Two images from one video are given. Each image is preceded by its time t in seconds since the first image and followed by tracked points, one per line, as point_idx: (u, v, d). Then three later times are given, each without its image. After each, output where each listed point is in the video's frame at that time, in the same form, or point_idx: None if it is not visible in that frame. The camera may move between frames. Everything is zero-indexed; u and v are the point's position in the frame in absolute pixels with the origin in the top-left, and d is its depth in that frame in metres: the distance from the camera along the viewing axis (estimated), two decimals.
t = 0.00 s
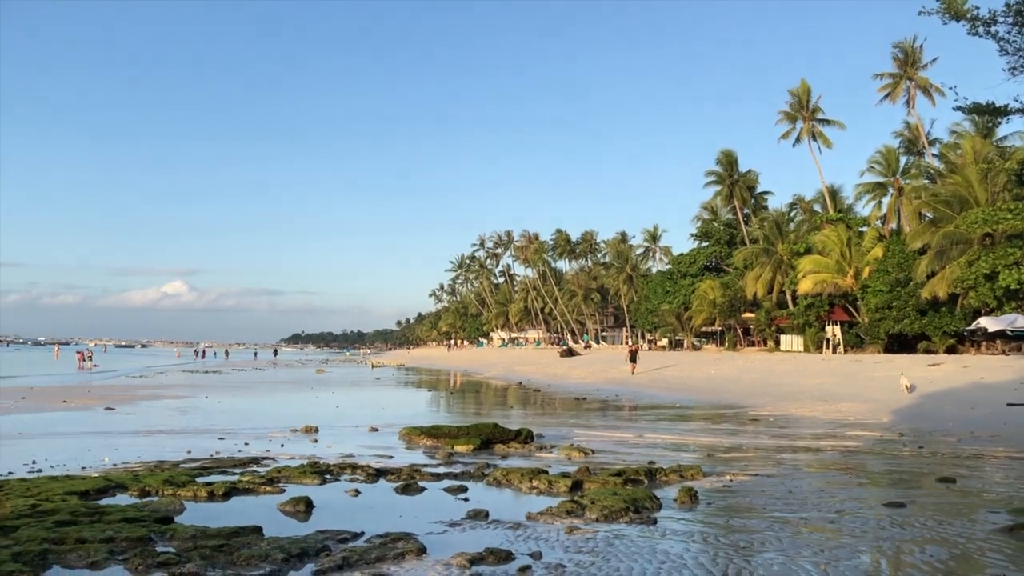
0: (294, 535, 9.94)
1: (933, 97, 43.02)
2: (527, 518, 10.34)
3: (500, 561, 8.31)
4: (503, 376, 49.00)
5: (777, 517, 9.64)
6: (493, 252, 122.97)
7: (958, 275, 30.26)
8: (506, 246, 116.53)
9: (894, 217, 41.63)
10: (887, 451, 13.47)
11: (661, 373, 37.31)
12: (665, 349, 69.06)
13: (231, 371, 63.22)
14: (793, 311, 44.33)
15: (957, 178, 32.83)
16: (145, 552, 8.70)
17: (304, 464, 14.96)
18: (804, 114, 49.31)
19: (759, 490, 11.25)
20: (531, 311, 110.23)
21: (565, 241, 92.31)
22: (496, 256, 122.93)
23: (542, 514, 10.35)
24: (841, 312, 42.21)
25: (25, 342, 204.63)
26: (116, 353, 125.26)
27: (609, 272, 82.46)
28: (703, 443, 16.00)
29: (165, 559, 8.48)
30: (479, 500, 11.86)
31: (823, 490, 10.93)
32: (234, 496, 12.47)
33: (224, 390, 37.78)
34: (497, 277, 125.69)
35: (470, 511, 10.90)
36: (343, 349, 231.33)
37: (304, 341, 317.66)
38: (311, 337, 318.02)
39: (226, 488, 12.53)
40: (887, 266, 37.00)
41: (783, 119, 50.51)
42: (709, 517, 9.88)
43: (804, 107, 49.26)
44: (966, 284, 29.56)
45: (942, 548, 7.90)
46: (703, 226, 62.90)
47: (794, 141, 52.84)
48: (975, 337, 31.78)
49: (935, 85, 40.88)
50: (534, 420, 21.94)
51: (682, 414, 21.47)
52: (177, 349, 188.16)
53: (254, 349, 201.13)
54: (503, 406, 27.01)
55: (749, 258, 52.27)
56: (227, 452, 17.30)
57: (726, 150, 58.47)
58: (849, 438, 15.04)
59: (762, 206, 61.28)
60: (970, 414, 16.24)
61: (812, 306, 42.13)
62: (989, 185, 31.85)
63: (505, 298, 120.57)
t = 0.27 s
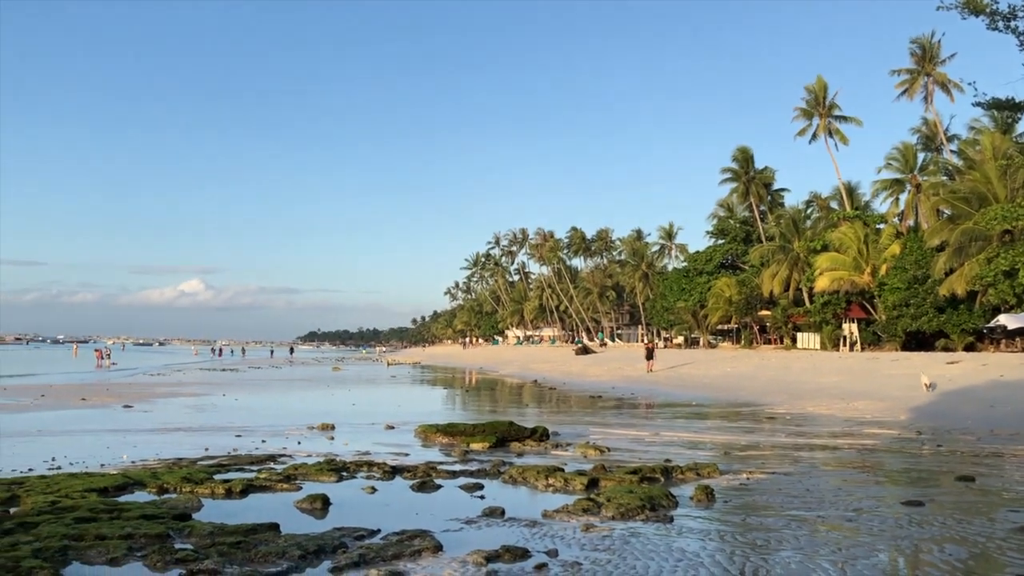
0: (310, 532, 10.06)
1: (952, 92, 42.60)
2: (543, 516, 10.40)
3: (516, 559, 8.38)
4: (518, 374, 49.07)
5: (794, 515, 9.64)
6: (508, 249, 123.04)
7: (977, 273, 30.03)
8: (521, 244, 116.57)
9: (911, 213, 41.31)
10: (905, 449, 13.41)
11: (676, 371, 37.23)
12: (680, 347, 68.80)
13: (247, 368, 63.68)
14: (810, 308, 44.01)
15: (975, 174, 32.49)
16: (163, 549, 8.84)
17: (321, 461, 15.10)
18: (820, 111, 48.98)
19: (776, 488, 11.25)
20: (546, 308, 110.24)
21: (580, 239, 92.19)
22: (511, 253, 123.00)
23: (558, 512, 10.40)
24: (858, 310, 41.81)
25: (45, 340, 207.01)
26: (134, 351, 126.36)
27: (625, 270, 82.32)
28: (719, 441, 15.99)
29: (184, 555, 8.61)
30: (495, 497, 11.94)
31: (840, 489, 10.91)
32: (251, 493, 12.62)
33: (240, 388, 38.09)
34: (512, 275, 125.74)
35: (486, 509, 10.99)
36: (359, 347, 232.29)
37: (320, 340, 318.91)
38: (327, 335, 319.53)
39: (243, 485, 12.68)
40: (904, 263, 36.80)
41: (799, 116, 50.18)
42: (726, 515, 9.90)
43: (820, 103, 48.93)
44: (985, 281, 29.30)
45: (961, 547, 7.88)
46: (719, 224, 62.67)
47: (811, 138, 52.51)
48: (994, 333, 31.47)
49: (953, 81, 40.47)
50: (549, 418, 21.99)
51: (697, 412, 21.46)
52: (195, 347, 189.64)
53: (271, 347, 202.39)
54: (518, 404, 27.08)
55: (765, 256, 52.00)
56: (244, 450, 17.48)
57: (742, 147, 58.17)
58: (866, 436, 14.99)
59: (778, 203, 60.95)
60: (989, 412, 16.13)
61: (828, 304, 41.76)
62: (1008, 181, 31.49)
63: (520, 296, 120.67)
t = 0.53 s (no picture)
0: (324, 529, 10.14)
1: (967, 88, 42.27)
2: (556, 514, 10.44)
3: (529, 557, 8.43)
4: (530, 372, 49.13)
5: (807, 514, 9.63)
6: (520, 247, 122.97)
7: (993, 271, 29.87)
8: (532, 242, 116.47)
9: (925, 210, 41.03)
10: (920, 447, 13.35)
11: (689, 369, 37.16)
12: (693, 345, 68.66)
13: (261, 366, 64.03)
14: (823, 306, 43.60)
15: (990, 171, 32.21)
16: (177, 546, 8.94)
17: (334, 459, 15.20)
18: (833, 108, 48.71)
19: (790, 486, 11.24)
20: (558, 306, 110.16)
21: (592, 237, 91.99)
22: (523, 251, 122.94)
23: (571, 510, 10.43)
24: (871, 307, 41.66)
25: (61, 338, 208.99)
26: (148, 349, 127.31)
27: (637, 268, 82.12)
28: (733, 439, 15.96)
29: (198, 552, 8.71)
30: (507, 495, 11.99)
31: (854, 487, 10.89)
32: (264, 490, 12.72)
33: (253, 386, 38.29)
34: (524, 273, 125.69)
35: (499, 506, 11.04)
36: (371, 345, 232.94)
37: (332, 338, 320.01)
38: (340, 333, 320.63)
39: (257, 483, 12.79)
40: (919, 260, 36.28)
41: (812, 112, 49.90)
42: (739, 513, 9.91)
43: (833, 100, 48.64)
44: (1000, 278, 29.10)
45: (977, 546, 7.86)
46: (732, 221, 62.41)
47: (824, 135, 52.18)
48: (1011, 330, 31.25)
49: (968, 77, 40.13)
50: (562, 416, 22.01)
51: (710, 411, 21.42)
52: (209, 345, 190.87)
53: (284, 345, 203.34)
54: (530, 402, 27.11)
55: (778, 253, 51.77)
56: (257, 447, 17.62)
57: (755, 144, 57.88)
58: (881, 434, 14.94)
59: (791, 200, 60.65)
60: (1005, 410, 16.03)
61: (842, 302, 41.51)
62: None
63: (532, 294, 120.66)
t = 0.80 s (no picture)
0: (338, 526, 10.25)
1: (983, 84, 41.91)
2: (569, 511, 10.49)
3: (543, 554, 8.49)
4: (542, 369, 49.18)
5: (822, 511, 9.64)
6: (532, 245, 122.92)
7: (1009, 268, 29.53)
8: (545, 239, 116.39)
9: (941, 207, 40.73)
10: (935, 445, 13.30)
11: (702, 367, 37.07)
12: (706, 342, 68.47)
13: (274, 364, 64.37)
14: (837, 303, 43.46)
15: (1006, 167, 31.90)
16: (193, 542, 9.07)
17: (347, 456, 15.32)
18: (847, 104, 48.40)
19: (804, 484, 11.24)
20: (571, 304, 110.11)
21: (605, 234, 91.79)
22: (535, 249, 122.90)
23: (584, 507, 10.49)
24: (886, 305, 41.36)
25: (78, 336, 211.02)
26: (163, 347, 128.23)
27: (650, 265, 81.94)
28: (746, 437, 15.95)
29: (213, 549, 8.83)
30: (520, 492, 12.06)
31: (869, 485, 10.88)
32: (279, 487, 12.85)
33: (266, 383, 38.54)
34: (537, 270, 125.67)
35: (512, 504, 11.11)
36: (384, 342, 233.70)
37: (346, 336, 321.25)
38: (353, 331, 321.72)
39: (271, 480, 12.92)
40: (934, 258, 36.32)
41: (826, 108, 49.61)
42: (752, 511, 9.93)
43: (847, 96, 48.34)
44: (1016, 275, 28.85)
45: (993, 545, 7.85)
46: (745, 219, 62.14)
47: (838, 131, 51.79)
48: None
49: (984, 73, 39.76)
50: (574, 414, 22.04)
51: (723, 408, 21.40)
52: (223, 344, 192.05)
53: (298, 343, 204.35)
54: (543, 400, 27.17)
55: (792, 250, 51.53)
56: (271, 444, 17.78)
57: (768, 141, 57.57)
58: (896, 432, 14.88)
59: (805, 197, 60.34)
60: (1022, 408, 15.92)
61: (856, 299, 41.46)
62: None
63: (545, 292, 120.63)
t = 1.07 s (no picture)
0: (351, 524, 10.35)
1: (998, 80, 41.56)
2: (582, 509, 10.54)
3: (556, 552, 8.55)
4: (554, 367, 49.23)
5: (836, 509, 9.64)
6: (544, 243, 122.89)
7: None
8: (557, 237, 116.34)
9: (956, 204, 40.40)
10: (951, 443, 13.25)
11: (714, 365, 37.00)
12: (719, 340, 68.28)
13: (288, 363, 64.66)
14: (851, 301, 43.02)
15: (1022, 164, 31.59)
16: (207, 539, 9.19)
17: (361, 454, 15.44)
18: (861, 101, 48.10)
19: (818, 482, 11.24)
20: (583, 302, 110.06)
21: (617, 232, 91.61)
22: (548, 247, 122.87)
23: (597, 505, 10.54)
24: (900, 303, 40.73)
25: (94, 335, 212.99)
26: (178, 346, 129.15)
27: (662, 263, 81.75)
28: (760, 434, 15.94)
29: (228, 546, 8.94)
30: (534, 490, 12.12)
31: (884, 483, 10.86)
32: (293, 485, 12.98)
33: (280, 381, 38.80)
34: (549, 268, 125.64)
35: (525, 501, 11.18)
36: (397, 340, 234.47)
37: (359, 334, 322.36)
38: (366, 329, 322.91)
39: (285, 477, 13.05)
40: (949, 255, 36.11)
41: (840, 105, 49.33)
42: (766, 509, 9.94)
43: (861, 93, 48.04)
44: None
45: (1010, 543, 7.84)
46: (758, 216, 61.86)
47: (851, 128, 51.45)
48: None
49: (999, 68, 39.41)
50: (588, 411, 22.07)
51: (736, 406, 21.37)
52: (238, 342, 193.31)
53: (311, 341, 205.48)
54: (555, 398, 27.21)
55: (806, 248, 51.29)
56: (285, 442, 17.93)
57: (782, 138, 57.28)
58: (911, 430, 14.83)
59: (819, 194, 60.01)
60: None
61: (870, 297, 40.76)
62: None
63: (557, 290, 120.61)
